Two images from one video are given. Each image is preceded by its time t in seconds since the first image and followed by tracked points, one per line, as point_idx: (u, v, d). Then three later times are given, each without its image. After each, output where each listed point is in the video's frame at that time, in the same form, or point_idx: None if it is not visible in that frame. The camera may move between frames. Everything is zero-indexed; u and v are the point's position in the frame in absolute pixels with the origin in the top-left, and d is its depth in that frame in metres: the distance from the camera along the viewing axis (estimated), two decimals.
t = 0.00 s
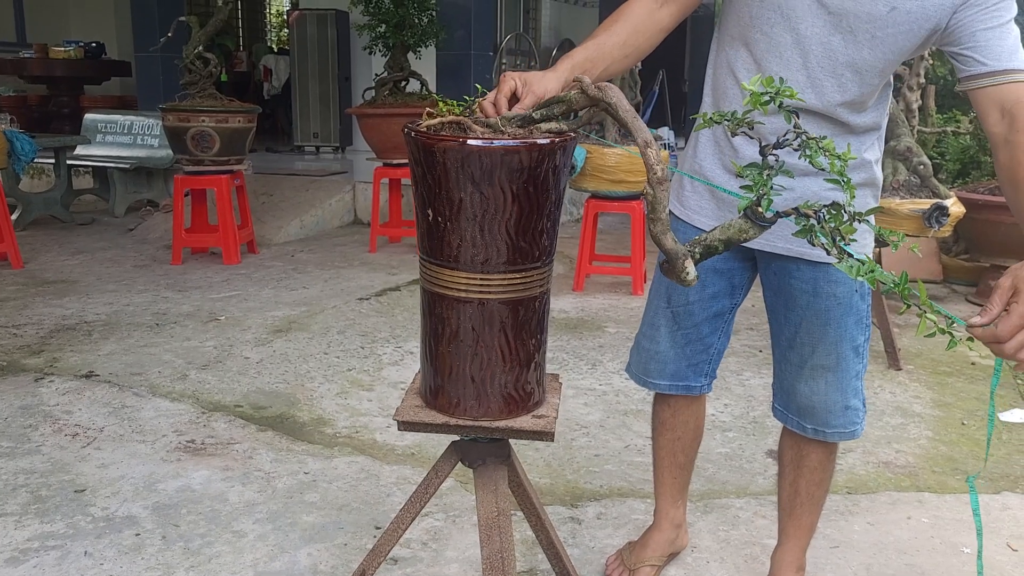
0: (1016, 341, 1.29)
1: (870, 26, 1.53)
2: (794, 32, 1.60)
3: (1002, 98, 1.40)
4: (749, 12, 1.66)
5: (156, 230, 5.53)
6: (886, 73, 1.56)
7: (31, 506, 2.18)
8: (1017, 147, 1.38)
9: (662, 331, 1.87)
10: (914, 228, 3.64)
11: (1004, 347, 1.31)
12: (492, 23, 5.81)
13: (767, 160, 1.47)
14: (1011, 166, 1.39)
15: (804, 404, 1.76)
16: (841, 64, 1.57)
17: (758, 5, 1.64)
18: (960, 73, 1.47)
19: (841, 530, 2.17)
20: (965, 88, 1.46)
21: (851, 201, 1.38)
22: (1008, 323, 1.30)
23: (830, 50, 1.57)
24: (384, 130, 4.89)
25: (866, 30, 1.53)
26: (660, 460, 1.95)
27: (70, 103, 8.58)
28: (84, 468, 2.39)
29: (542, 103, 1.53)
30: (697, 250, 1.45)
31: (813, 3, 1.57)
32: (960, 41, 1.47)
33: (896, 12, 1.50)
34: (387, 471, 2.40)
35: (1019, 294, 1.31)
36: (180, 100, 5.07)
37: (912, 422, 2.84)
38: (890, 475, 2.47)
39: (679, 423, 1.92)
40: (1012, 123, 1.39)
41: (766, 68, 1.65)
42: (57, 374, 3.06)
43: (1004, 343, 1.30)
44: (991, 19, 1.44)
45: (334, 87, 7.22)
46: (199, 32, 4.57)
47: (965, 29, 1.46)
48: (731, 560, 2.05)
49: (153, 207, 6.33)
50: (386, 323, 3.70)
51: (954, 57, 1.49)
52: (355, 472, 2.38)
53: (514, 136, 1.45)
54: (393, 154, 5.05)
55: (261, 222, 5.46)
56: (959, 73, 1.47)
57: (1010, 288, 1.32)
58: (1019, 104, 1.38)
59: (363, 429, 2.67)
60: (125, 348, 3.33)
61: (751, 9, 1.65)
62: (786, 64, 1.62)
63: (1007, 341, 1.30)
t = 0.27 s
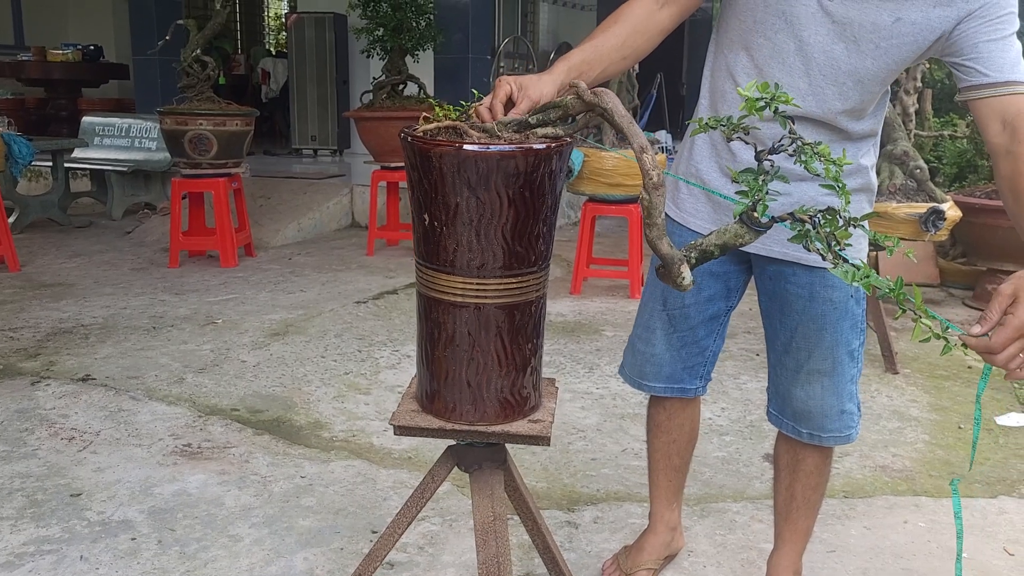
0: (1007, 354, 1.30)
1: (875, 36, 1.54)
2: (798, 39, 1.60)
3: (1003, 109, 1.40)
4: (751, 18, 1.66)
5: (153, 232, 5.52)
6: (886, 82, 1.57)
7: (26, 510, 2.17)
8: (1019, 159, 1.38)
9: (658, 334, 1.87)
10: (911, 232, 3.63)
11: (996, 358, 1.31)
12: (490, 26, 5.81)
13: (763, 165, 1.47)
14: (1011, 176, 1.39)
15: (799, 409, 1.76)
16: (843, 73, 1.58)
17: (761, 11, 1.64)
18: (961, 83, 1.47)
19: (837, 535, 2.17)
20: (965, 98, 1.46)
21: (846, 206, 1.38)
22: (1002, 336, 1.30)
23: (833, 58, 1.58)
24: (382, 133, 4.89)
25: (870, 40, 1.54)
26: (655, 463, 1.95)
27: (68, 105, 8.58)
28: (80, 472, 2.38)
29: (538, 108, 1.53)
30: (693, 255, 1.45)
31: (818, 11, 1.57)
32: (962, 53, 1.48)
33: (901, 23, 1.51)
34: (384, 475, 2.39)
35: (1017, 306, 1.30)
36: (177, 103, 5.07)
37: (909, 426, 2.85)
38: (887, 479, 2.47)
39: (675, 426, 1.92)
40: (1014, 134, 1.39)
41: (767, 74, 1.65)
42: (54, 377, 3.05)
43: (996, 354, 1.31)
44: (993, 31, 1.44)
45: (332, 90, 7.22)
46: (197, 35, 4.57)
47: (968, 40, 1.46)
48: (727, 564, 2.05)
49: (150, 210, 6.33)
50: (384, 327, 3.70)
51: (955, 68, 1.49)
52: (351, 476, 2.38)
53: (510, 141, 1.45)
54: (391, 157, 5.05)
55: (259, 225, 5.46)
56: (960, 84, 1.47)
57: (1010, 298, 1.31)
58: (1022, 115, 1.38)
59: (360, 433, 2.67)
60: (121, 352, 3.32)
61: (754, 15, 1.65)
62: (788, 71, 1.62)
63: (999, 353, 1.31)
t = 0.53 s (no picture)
0: (1014, 342, 1.31)
1: (876, 39, 1.54)
2: (798, 42, 1.60)
3: (1012, 116, 1.45)
4: (752, 20, 1.66)
5: (150, 235, 5.52)
6: (887, 86, 1.58)
7: (22, 513, 2.17)
8: None
9: (655, 337, 1.87)
10: (907, 234, 3.63)
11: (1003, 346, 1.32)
12: (487, 28, 5.82)
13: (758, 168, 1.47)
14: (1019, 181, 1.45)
15: (799, 412, 1.76)
16: (844, 76, 1.58)
17: (762, 13, 1.64)
18: (968, 89, 1.50)
19: (834, 537, 2.17)
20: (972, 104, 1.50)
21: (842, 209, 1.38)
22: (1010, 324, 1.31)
23: (834, 61, 1.58)
24: (379, 135, 4.90)
25: (871, 44, 1.54)
26: (652, 465, 1.95)
27: (65, 107, 8.58)
28: (76, 475, 2.38)
29: (534, 110, 1.53)
30: (689, 258, 1.46)
31: (819, 14, 1.57)
32: (967, 58, 1.50)
33: (903, 26, 1.51)
34: (381, 477, 2.39)
35: None
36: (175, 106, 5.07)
37: (905, 428, 2.85)
38: (884, 481, 2.47)
39: (672, 428, 1.92)
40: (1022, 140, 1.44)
41: (767, 78, 1.65)
42: (50, 380, 3.05)
43: (1004, 341, 1.31)
44: (999, 37, 1.47)
45: (330, 92, 7.22)
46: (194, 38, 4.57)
47: (974, 46, 1.48)
48: (724, 567, 2.05)
49: (148, 212, 6.33)
50: (381, 329, 3.69)
51: (960, 73, 1.51)
52: (348, 479, 2.38)
53: (505, 144, 1.45)
54: (388, 159, 5.05)
55: (256, 227, 5.46)
56: (967, 89, 1.50)
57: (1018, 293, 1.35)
58: None
59: (357, 435, 2.67)
60: (118, 354, 3.32)
61: (754, 17, 1.65)
62: (788, 75, 1.62)
63: (1007, 340, 1.31)
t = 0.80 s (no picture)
0: (1007, 349, 1.31)
1: (878, 43, 1.54)
2: (799, 47, 1.60)
3: (1011, 116, 1.46)
4: (750, 23, 1.65)
5: (147, 237, 5.52)
6: (887, 88, 1.58)
7: (18, 517, 2.17)
8: None
9: (654, 340, 1.87)
10: (904, 236, 3.62)
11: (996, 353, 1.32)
12: (484, 31, 5.82)
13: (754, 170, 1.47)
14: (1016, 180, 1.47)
15: (799, 414, 1.76)
16: (845, 80, 1.58)
17: (761, 17, 1.63)
18: (968, 90, 1.51)
19: (831, 539, 2.17)
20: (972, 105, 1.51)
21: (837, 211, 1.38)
22: (1004, 330, 1.30)
23: (835, 65, 1.58)
24: (376, 137, 4.91)
25: (872, 47, 1.55)
26: (649, 468, 1.95)
27: (62, 110, 8.57)
28: (72, 478, 2.38)
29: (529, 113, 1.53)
30: (685, 261, 1.46)
31: (819, 18, 1.57)
32: (968, 60, 1.51)
33: (904, 29, 1.52)
34: (377, 480, 2.39)
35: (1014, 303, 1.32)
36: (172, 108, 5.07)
37: (902, 429, 2.85)
38: (881, 483, 2.48)
39: (669, 431, 1.92)
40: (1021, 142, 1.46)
41: (768, 83, 1.65)
42: (47, 383, 3.04)
43: (997, 349, 1.31)
44: (1001, 38, 1.47)
45: (327, 94, 7.22)
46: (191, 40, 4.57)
47: (975, 49, 1.49)
48: (721, 569, 2.05)
49: (145, 215, 6.32)
50: (378, 331, 3.69)
51: (961, 75, 1.53)
52: (345, 481, 2.37)
53: (501, 146, 1.45)
54: (385, 162, 5.05)
55: (253, 229, 5.45)
56: (967, 91, 1.51)
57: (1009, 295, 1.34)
58: None
59: (354, 438, 2.67)
60: (115, 357, 3.32)
61: (752, 21, 1.64)
62: (789, 79, 1.62)
63: (1000, 348, 1.31)
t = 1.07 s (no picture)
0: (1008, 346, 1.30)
1: (877, 43, 1.54)
2: (798, 46, 1.60)
3: (1006, 118, 1.49)
4: (750, 23, 1.65)
5: (145, 239, 5.51)
6: (886, 89, 1.59)
7: (16, 519, 2.16)
8: (1015, 166, 1.47)
9: (653, 342, 1.87)
10: (902, 237, 3.64)
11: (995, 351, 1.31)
12: (482, 33, 5.82)
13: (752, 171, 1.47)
14: (1005, 182, 1.48)
15: (797, 416, 1.76)
16: (844, 80, 1.58)
17: (760, 17, 1.63)
18: (963, 92, 1.54)
19: (829, 541, 2.17)
20: (968, 107, 1.53)
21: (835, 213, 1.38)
22: (1003, 328, 1.30)
23: (834, 65, 1.58)
24: (374, 139, 4.90)
25: (872, 47, 1.55)
26: (648, 469, 1.95)
27: (59, 111, 8.56)
28: (70, 480, 2.37)
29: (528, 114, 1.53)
30: (683, 262, 1.46)
31: (819, 17, 1.57)
32: (965, 61, 1.52)
33: (903, 30, 1.53)
34: (375, 482, 2.39)
35: (1005, 300, 1.32)
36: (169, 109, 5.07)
37: (900, 431, 2.85)
38: (879, 485, 2.48)
39: (668, 432, 1.92)
40: (1011, 143, 1.48)
41: (768, 83, 1.65)
42: (44, 385, 3.04)
43: (997, 347, 1.31)
44: (997, 40, 1.49)
45: (325, 96, 7.21)
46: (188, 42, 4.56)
47: (972, 50, 1.51)
48: (719, 571, 2.05)
49: (142, 216, 6.32)
50: (376, 333, 3.69)
51: (957, 75, 1.54)
52: (343, 483, 2.37)
53: (499, 148, 1.45)
54: (383, 164, 5.05)
55: (251, 231, 5.45)
56: (962, 92, 1.54)
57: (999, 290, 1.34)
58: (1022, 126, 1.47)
59: (351, 439, 2.67)
60: (112, 359, 3.31)
61: (752, 20, 1.64)
62: (789, 79, 1.62)
63: (1002, 345, 1.30)
